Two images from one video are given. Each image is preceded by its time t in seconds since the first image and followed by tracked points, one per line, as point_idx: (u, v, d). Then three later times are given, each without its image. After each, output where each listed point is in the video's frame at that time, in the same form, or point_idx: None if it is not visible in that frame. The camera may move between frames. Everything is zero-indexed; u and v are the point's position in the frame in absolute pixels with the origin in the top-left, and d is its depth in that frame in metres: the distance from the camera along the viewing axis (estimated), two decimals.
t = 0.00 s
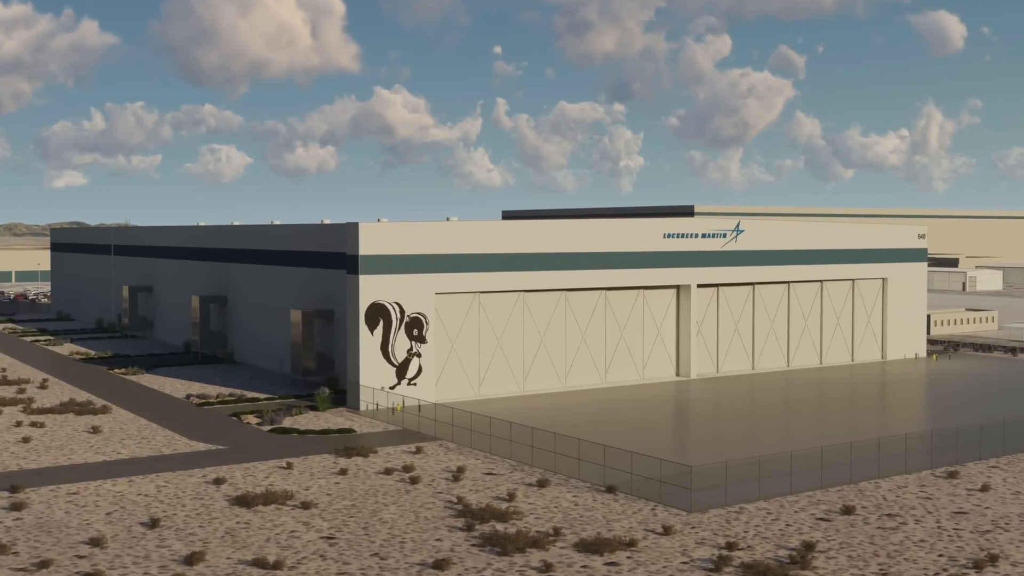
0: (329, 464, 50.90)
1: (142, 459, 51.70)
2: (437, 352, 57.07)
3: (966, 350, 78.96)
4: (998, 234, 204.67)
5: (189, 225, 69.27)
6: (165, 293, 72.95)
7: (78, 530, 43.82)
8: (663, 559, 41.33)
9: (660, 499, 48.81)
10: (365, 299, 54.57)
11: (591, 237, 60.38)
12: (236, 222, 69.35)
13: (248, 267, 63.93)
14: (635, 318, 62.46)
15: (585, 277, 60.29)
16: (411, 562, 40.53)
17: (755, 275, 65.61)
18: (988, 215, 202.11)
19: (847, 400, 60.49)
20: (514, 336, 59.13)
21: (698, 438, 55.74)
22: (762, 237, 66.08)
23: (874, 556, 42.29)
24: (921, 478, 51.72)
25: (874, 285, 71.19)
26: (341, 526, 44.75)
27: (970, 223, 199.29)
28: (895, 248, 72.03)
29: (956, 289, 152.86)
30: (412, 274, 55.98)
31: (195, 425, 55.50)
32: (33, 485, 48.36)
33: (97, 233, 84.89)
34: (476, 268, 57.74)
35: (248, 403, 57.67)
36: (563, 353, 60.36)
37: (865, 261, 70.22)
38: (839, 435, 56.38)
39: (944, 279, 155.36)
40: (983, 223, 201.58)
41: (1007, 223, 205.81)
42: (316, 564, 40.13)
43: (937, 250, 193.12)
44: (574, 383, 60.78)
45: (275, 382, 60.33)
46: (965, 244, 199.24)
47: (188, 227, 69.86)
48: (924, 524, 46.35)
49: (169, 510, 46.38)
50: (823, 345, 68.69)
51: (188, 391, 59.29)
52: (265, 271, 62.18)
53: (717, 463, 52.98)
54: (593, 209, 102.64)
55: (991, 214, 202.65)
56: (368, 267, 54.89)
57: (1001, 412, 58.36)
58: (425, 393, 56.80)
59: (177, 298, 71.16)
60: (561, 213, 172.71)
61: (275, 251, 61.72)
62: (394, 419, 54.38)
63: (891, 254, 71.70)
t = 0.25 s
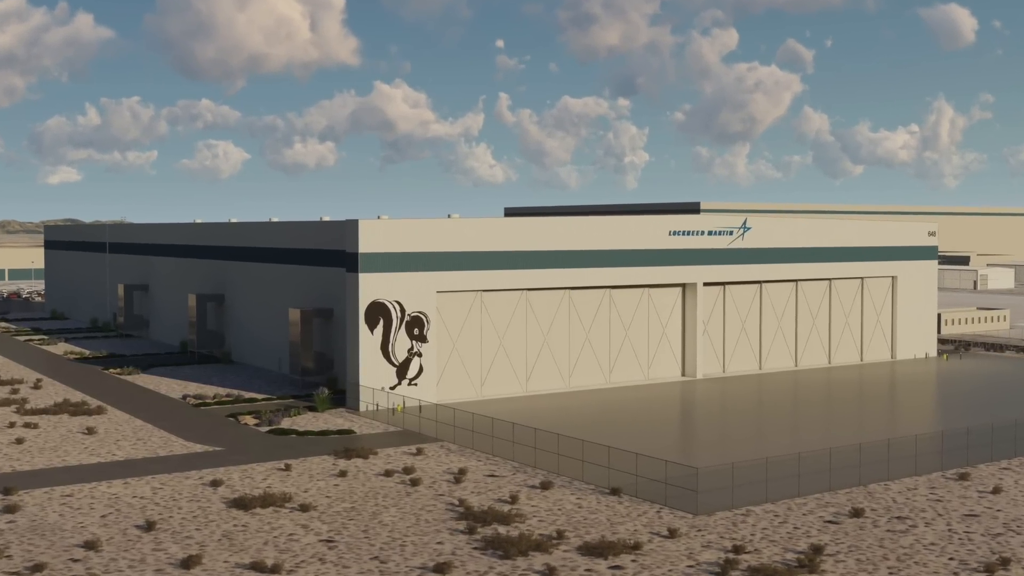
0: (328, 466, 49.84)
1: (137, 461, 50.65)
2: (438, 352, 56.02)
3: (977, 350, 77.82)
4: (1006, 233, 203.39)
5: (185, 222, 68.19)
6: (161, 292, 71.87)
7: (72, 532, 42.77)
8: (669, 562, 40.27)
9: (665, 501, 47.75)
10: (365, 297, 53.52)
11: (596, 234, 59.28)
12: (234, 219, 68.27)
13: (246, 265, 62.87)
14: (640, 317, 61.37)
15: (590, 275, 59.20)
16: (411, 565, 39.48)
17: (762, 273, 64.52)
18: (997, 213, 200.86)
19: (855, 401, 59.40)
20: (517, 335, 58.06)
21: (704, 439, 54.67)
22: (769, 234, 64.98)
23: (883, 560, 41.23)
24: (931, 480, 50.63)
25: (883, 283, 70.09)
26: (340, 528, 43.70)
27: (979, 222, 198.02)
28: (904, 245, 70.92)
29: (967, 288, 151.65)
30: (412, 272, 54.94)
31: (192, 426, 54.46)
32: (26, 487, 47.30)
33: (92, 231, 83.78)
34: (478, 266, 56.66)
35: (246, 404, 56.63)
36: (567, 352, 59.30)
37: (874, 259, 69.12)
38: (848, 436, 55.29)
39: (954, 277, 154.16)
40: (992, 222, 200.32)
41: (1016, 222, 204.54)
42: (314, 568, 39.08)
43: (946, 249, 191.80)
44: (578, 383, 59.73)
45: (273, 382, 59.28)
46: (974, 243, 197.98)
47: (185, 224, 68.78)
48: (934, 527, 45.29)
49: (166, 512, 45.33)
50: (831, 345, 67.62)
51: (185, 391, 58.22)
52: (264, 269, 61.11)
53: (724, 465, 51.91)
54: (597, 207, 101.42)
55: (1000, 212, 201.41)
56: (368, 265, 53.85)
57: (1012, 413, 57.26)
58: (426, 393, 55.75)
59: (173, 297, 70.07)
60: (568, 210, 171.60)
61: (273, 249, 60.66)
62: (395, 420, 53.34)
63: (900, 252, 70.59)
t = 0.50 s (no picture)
0: (327, 468, 48.78)
1: (132, 463, 49.59)
2: (440, 352, 54.95)
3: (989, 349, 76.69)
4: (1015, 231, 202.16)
5: (182, 219, 67.09)
6: (157, 291, 70.78)
7: (66, 536, 41.71)
8: (675, 566, 39.20)
9: (670, 504, 46.70)
10: (365, 295, 52.47)
11: (601, 231, 58.21)
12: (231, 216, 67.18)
13: (243, 263, 61.78)
14: (645, 316, 60.28)
15: (594, 273, 58.10)
16: (412, 569, 38.42)
17: (770, 271, 63.44)
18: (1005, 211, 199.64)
19: (864, 401, 58.31)
20: (520, 335, 56.98)
21: (710, 440, 53.57)
22: (776, 232, 63.90)
23: (893, 563, 40.15)
24: (942, 482, 49.55)
25: (893, 281, 69.01)
26: (340, 531, 42.63)
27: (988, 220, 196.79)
28: (914, 243, 69.82)
29: (978, 285, 150.44)
30: (413, 270, 53.89)
31: (188, 427, 53.39)
32: (19, 489, 46.24)
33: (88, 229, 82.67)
34: (480, 264, 55.58)
35: (244, 404, 55.57)
36: (571, 352, 58.22)
37: (883, 257, 68.04)
38: (857, 437, 54.20)
39: (966, 275, 152.98)
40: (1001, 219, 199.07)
41: None
42: (313, 572, 38.02)
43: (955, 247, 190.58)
44: (582, 383, 58.65)
45: (272, 382, 58.22)
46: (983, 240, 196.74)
47: (181, 222, 67.68)
48: (945, 530, 44.22)
49: (162, 515, 44.27)
50: (840, 344, 66.54)
51: (181, 392, 57.15)
52: (261, 267, 60.02)
53: (730, 467, 50.84)
54: (603, 205, 100.23)
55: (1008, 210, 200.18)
56: (368, 263, 52.80)
57: None
58: (427, 394, 54.70)
59: (170, 296, 68.97)
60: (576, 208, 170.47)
61: (271, 246, 59.59)
62: (395, 421, 52.28)
63: (909, 250, 69.48)
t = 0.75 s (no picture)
0: (326, 470, 47.74)
1: (128, 464, 48.53)
2: (441, 351, 53.91)
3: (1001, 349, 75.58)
4: None
5: (178, 216, 66.01)
6: (153, 289, 69.70)
7: (60, 539, 40.66)
8: (681, 570, 38.14)
9: (676, 507, 45.65)
10: (365, 294, 51.43)
11: (605, 229, 57.16)
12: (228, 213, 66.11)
13: (241, 260, 60.71)
14: (650, 315, 59.21)
15: (599, 271, 57.02)
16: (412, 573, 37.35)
17: (778, 269, 62.38)
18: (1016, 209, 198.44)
19: (874, 402, 57.22)
20: (523, 334, 55.92)
21: (717, 442, 52.49)
22: (784, 229, 62.83)
23: (904, 567, 39.08)
24: (953, 484, 48.46)
25: (903, 279, 67.94)
26: (339, 534, 41.59)
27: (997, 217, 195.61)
28: (924, 240, 68.74)
29: (991, 283, 149.32)
30: (414, 268, 52.86)
31: (184, 428, 52.34)
32: (12, 491, 45.19)
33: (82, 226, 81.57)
34: (483, 262, 54.51)
35: (241, 405, 54.53)
36: (575, 352, 57.16)
37: (893, 255, 66.98)
38: (867, 438, 53.12)
39: (978, 274, 151.83)
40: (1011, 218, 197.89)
41: None
42: None
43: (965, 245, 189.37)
44: (586, 383, 57.58)
45: (270, 382, 57.17)
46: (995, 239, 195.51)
47: (178, 218, 66.60)
48: (956, 533, 43.15)
49: (157, 518, 43.21)
50: (849, 344, 65.47)
51: (177, 392, 56.09)
52: (259, 264, 58.95)
53: (738, 469, 49.79)
54: (608, 202, 99.09)
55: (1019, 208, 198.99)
56: (368, 260, 51.77)
57: None
58: (428, 394, 53.66)
59: (166, 294, 67.89)
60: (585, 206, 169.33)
61: (269, 244, 58.54)
62: (395, 422, 51.24)
63: (919, 248, 68.40)
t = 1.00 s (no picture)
0: (325, 472, 46.69)
1: (122, 466, 47.46)
2: (442, 351, 52.86)
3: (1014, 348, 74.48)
4: None
5: (175, 213, 64.91)
6: (149, 288, 68.59)
7: (53, 542, 39.58)
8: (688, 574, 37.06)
9: (682, 509, 44.61)
10: (364, 292, 50.39)
11: (610, 226, 56.04)
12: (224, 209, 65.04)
13: (238, 258, 59.64)
14: (656, 313, 58.09)
15: (604, 269, 55.95)
16: None
17: (786, 267, 61.29)
18: None
19: (884, 402, 56.13)
20: (526, 333, 54.86)
21: (725, 443, 51.42)
22: (792, 226, 61.70)
23: (915, 571, 37.99)
24: (965, 486, 47.38)
25: (914, 277, 66.86)
26: (338, 538, 40.52)
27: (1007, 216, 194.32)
28: (935, 238, 67.64)
29: (1002, 282, 148.07)
30: (414, 266, 51.81)
31: (180, 429, 51.28)
32: (4, 494, 44.11)
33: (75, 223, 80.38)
34: (485, 259, 53.46)
35: (239, 406, 53.47)
36: (579, 351, 56.09)
37: (903, 253, 65.89)
38: (877, 439, 52.03)
39: (989, 272, 150.62)
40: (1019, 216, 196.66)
41: None
42: None
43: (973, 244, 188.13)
44: (590, 384, 56.51)
45: (267, 382, 56.12)
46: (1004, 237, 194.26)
47: (174, 216, 65.52)
48: (968, 536, 42.08)
49: (153, 521, 42.14)
50: (859, 344, 64.42)
51: (174, 393, 55.03)
52: (257, 262, 57.86)
53: (745, 471, 48.72)
54: (614, 199, 97.95)
55: None
56: (367, 258, 50.72)
57: None
58: (429, 395, 52.60)
59: (162, 293, 66.79)
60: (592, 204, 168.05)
61: (267, 241, 57.48)
62: (396, 423, 50.21)
63: (930, 246, 67.29)
